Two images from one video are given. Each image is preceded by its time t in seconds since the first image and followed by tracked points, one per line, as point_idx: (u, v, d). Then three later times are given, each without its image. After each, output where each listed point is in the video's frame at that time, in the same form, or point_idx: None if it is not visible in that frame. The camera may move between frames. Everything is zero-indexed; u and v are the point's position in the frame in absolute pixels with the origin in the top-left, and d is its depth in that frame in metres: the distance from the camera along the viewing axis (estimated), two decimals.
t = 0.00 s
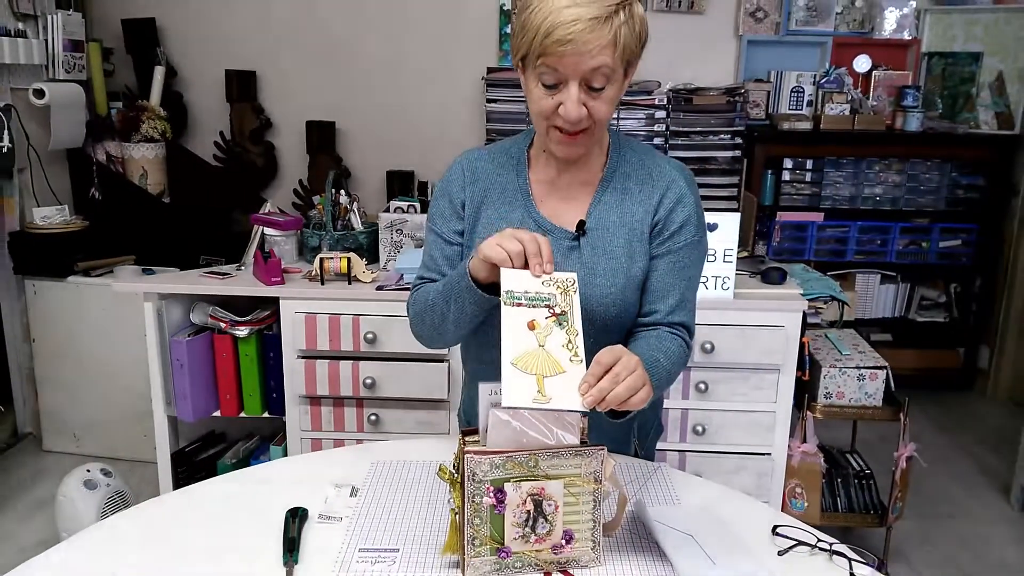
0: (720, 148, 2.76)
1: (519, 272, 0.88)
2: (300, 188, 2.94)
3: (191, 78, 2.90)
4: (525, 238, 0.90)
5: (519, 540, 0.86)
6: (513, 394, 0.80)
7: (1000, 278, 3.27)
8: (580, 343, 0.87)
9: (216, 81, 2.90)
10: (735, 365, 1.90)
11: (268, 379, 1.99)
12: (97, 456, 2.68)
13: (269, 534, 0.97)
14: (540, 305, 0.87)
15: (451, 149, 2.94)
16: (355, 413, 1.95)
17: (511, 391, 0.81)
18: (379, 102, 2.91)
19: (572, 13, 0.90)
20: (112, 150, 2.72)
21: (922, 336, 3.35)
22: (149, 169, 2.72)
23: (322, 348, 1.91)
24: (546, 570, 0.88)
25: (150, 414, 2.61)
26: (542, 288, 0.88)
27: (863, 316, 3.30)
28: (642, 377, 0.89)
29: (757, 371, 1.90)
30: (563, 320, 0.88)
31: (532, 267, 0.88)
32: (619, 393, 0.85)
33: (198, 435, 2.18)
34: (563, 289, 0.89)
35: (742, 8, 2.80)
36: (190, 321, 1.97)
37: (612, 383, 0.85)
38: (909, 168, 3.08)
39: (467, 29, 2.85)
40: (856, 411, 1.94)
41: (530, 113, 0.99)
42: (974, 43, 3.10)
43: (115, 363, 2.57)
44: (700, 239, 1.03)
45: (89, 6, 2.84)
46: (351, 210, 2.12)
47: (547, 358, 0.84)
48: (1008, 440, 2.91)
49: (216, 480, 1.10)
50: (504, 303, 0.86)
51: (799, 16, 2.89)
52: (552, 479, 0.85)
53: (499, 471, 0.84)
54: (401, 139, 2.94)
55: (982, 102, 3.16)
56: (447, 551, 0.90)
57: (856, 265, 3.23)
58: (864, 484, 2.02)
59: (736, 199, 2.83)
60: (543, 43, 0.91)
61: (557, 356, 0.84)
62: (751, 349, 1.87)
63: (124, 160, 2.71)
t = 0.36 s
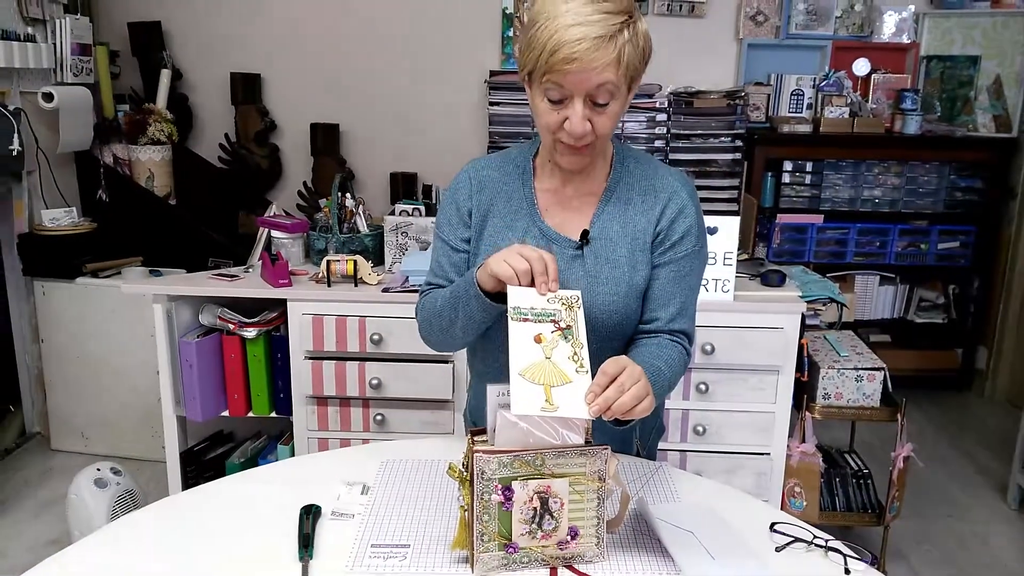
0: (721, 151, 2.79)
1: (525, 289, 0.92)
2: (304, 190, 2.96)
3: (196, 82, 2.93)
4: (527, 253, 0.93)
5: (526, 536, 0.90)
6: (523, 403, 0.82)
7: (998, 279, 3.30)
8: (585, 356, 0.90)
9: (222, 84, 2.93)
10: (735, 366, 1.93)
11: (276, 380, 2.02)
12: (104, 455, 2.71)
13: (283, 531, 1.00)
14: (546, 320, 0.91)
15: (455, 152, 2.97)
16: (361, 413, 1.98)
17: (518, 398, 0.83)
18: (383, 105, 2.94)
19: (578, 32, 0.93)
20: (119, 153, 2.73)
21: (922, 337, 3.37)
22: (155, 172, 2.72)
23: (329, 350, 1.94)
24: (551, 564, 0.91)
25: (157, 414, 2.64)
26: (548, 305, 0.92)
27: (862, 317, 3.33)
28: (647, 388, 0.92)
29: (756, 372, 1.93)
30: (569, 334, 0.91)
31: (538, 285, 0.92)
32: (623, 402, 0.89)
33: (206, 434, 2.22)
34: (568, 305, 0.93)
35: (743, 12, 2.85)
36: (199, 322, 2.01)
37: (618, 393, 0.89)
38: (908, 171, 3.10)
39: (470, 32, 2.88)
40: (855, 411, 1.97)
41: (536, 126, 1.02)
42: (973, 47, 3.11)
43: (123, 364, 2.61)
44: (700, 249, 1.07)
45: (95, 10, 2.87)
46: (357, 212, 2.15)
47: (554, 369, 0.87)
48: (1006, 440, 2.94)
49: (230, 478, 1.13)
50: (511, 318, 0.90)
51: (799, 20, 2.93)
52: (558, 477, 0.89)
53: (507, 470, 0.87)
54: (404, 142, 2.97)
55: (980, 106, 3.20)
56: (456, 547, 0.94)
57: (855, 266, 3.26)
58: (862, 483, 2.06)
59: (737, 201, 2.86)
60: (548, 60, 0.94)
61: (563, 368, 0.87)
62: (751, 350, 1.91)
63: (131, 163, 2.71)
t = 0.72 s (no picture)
0: (726, 160, 2.85)
1: (546, 304, 0.97)
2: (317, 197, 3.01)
3: (211, 91, 3.00)
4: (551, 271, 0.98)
5: (549, 536, 0.95)
6: (543, 419, 0.87)
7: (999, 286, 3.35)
8: (601, 370, 0.94)
9: (236, 94, 2.99)
10: (741, 373, 1.99)
11: (295, 385, 2.08)
12: (123, 457, 2.77)
13: (318, 531, 1.06)
14: (564, 335, 0.96)
15: (465, 160, 3.03)
16: (378, 417, 2.04)
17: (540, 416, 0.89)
18: (394, 115, 3.00)
19: (595, 37, 0.99)
20: (137, 161, 2.78)
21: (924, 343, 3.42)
22: (173, 181, 2.77)
23: (346, 356, 2.00)
24: (572, 563, 0.97)
25: (175, 417, 2.70)
26: (566, 319, 0.97)
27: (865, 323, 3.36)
28: (659, 402, 0.97)
29: (762, 378, 1.98)
30: (586, 348, 0.96)
31: (557, 299, 0.97)
32: (636, 418, 0.94)
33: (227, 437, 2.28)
34: (586, 319, 0.97)
35: (747, 24, 2.91)
36: (220, 329, 2.07)
37: (629, 409, 0.94)
38: (909, 179, 3.16)
39: (479, 43, 2.94)
40: (858, 417, 2.02)
41: (554, 136, 1.06)
42: (973, 58, 3.17)
43: (142, 369, 2.67)
44: (710, 266, 1.13)
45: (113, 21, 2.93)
46: (373, 222, 2.21)
47: (573, 386, 0.92)
48: (1006, 445, 2.99)
49: (263, 480, 1.19)
50: (531, 334, 0.94)
51: (803, 31, 2.98)
52: (579, 481, 0.94)
53: (531, 473, 0.93)
54: (416, 150, 3.03)
55: (981, 115, 3.24)
56: (483, 546, 0.99)
57: (858, 273, 3.30)
58: (865, 487, 2.11)
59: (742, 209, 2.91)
60: (568, 64, 0.99)
61: (581, 383, 0.93)
62: (756, 357, 1.96)
63: (149, 171, 2.76)
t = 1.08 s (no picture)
0: (731, 164, 2.91)
1: (559, 302, 1.02)
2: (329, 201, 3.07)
3: (227, 98, 3.07)
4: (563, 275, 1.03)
5: (571, 527, 1.02)
6: (564, 422, 0.94)
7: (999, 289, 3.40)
8: (615, 365, 1.00)
9: (251, 100, 3.06)
10: (747, 374, 2.05)
11: (315, 385, 2.15)
12: (142, 456, 2.84)
13: (352, 522, 1.12)
14: (579, 333, 1.01)
15: (475, 165, 3.10)
16: (395, 416, 2.11)
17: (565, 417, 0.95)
18: (405, 120, 3.07)
19: (619, 52, 1.06)
20: (155, 166, 2.85)
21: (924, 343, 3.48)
22: (190, 186, 2.84)
23: (365, 357, 2.07)
24: (592, 552, 1.03)
25: (194, 417, 2.77)
26: (580, 316, 1.01)
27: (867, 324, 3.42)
28: (672, 404, 1.04)
29: (766, 379, 2.05)
30: (601, 345, 1.01)
31: (569, 296, 1.02)
32: (650, 420, 1.01)
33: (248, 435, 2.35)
34: (598, 315, 1.02)
35: (751, 31, 2.99)
36: (242, 331, 2.13)
37: (644, 412, 1.01)
38: (910, 183, 3.21)
39: (489, 51, 3.01)
40: (860, 416, 2.09)
41: (575, 146, 1.12)
42: (973, 64, 3.23)
43: (161, 369, 2.74)
44: (721, 275, 1.19)
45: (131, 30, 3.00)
46: (390, 227, 2.29)
47: (590, 385, 0.97)
48: (1006, 444, 3.05)
49: (297, 475, 1.25)
50: (549, 335, 0.99)
51: (806, 38, 3.04)
52: (599, 475, 1.01)
53: (554, 468, 1.00)
54: (426, 156, 3.10)
55: (981, 120, 3.30)
56: (509, 536, 1.06)
57: (859, 275, 3.37)
58: (866, 483, 2.18)
59: (746, 213, 2.98)
60: (592, 76, 1.06)
61: (597, 383, 0.98)
62: (760, 358, 2.03)
63: (167, 176, 2.83)
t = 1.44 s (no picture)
0: (730, 169, 2.97)
1: (563, 305, 1.06)
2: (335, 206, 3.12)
3: (235, 105, 3.12)
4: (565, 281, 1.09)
5: (577, 524, 1.07)
6: (574, 419, 0.99)
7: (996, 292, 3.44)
8: (618, 365, 1.04)
9: (259, 107, 3.12)
10: (746, 376, 2.10)
11: (325, 387, 2.20)
12: (154, 457, 2.90)
13: (366, 519, 1.17)
14: (582, 335, 1.05)
15: (479, 170, 3.15)
16: (403, 418, 2.17)
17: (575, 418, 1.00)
18: (410, 127, 3.12)
19: (625, 77, 1.11)
20: (165, 173, 2.91)
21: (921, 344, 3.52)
22: (199, 192, 2.90)
23: (374, 360, 2.12)
24: (596, 548, 1.09)
25: (204, 418, 2.83)
26: (583, 318, 1.06)
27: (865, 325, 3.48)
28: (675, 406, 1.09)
29: (765, 381, 2.10)
30: (604, 347, 1.05)
31: (573, 300, 1.07)
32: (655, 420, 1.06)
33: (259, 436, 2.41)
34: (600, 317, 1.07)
35: (751, 38, 3.04)
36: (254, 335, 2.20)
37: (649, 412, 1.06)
38: (908, 188, 3.26)
39: (493, 58, 3.06)
40: (857, 416, 2.14)
41: (582, 162, 1.18)
42: (970, 70, 3.27)
43: (172, 371, 2.79)
44: (721, 283, 1.25)
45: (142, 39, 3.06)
46: (398, 234, 2.35)
47: (596, 384, 1.02)
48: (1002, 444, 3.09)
49: (314, 475, 1.30)
50: (555, 337, 1.04)
51: (805, 45, 3.10)
52: (603, 475, 1.06)
53: (560, 468, 1.05)
54: (430, 161, 3.15)
55: (977, 125, 3.35)
56: (517, 533, 1.12)
57: (858, 278, 3.42)
58: (863, 483, 2.23)
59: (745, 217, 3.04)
60: (599, 99, 1.12)
61: (602, 382, 1.03)
62: (759, 361, 2.08)
63: (177, 182, 2.89)
